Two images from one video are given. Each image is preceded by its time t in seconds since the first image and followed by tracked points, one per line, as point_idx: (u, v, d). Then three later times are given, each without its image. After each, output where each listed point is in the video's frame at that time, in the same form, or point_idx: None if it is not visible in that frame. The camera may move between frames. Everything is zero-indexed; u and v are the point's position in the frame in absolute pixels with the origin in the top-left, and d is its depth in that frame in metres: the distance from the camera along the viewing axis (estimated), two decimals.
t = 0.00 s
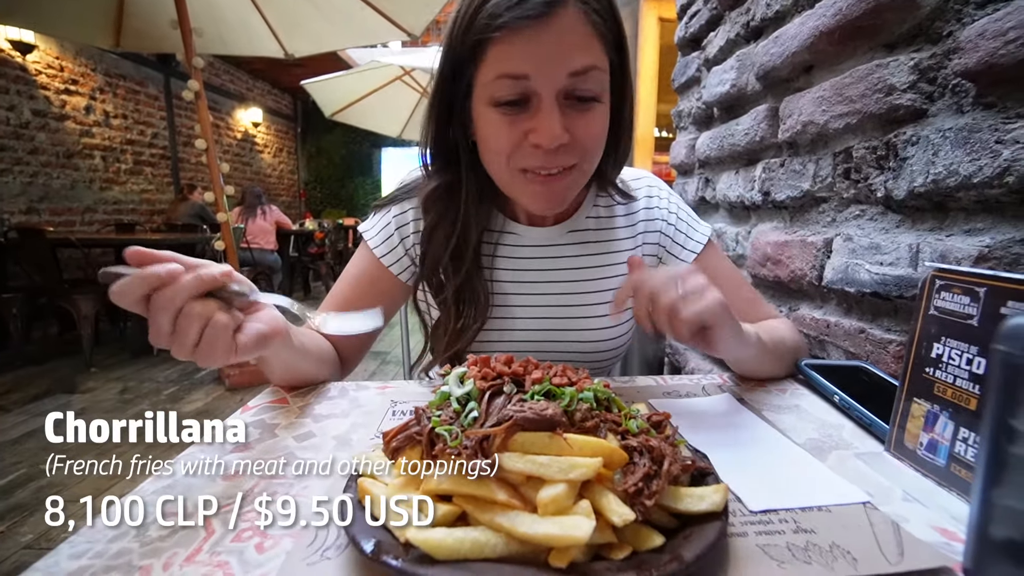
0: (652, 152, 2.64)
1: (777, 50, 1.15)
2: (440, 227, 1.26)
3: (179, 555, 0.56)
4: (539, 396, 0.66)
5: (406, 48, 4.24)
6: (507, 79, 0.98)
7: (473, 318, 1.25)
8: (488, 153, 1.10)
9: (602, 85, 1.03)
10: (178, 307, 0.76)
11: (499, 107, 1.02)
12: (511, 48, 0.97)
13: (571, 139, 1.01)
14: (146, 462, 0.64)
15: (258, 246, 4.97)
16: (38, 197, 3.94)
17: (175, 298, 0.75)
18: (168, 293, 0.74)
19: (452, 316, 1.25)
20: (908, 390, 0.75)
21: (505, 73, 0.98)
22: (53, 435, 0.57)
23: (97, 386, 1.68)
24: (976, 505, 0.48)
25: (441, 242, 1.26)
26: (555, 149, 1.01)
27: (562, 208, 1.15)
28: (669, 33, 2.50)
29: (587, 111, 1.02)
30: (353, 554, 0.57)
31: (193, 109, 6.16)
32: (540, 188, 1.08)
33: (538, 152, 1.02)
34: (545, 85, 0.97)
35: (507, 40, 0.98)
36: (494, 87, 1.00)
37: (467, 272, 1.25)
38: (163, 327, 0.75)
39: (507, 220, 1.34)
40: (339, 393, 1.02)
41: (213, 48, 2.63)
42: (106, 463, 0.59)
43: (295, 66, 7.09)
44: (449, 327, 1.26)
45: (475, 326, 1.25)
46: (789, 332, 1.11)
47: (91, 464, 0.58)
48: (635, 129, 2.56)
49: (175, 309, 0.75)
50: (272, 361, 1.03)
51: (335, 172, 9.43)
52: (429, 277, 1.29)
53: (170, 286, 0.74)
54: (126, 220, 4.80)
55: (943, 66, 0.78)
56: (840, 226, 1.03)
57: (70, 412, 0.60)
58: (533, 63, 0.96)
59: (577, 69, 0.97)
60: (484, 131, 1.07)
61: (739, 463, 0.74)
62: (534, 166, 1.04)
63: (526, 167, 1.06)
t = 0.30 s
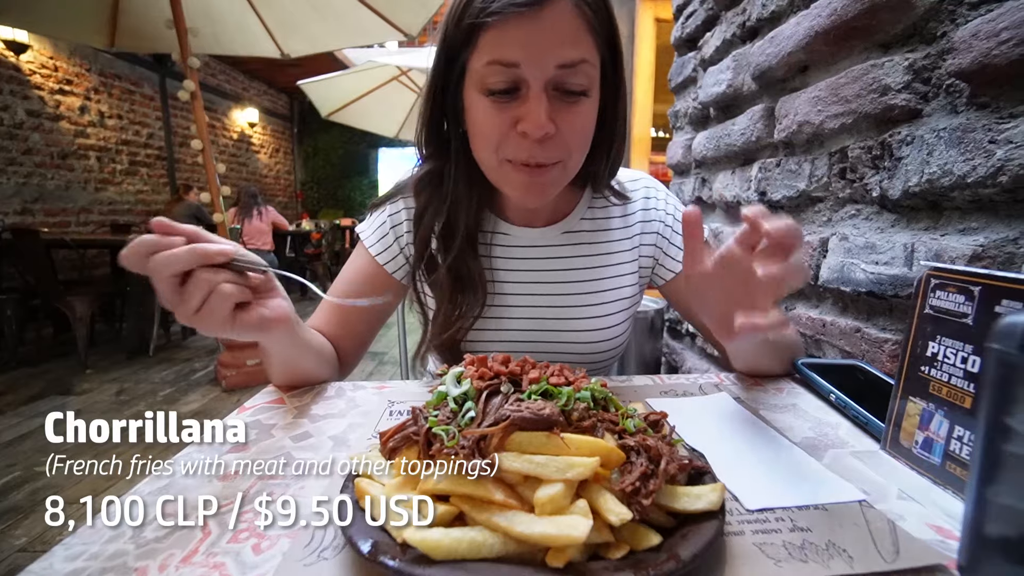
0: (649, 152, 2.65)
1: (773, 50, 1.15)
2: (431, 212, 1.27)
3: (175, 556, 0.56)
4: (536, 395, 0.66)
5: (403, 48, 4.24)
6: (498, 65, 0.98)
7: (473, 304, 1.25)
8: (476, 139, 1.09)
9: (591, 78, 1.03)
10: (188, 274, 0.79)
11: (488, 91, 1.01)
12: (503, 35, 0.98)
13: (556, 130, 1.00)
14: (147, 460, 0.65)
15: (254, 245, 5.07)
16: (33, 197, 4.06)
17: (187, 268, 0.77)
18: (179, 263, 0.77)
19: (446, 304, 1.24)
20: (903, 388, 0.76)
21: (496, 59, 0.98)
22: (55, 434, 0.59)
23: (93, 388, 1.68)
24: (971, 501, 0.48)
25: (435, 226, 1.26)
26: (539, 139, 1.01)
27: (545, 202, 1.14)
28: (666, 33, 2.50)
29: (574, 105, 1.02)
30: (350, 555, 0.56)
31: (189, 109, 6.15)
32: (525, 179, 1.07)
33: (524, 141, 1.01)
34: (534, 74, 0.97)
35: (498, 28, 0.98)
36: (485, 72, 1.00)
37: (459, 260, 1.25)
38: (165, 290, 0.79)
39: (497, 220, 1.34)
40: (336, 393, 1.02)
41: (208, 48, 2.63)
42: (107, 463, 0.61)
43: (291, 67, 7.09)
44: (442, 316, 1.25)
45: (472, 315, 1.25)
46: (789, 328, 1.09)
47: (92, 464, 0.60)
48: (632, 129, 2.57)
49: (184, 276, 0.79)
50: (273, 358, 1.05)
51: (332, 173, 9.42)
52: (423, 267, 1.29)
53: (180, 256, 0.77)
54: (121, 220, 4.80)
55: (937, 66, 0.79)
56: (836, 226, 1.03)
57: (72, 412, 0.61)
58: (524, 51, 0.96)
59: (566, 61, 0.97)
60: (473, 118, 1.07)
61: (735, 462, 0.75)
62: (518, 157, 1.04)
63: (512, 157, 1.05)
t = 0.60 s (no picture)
0: (645, 153, 2.65)
1: (769, 52, 1.16)
2: (428, 207, 1.29)
3: (170, 557, 0.56)
4: (531, 395, 0.66)
5: (400, 48, 4.23)
6: (496, 58, 0.99)
7: (465, 298, 1.25)
8: (474, 133, 1.09)
9: (587, 74, 1.03)
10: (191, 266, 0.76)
11: (486, 85, 1.01)
12: (503, 29, 0.98)
13: (553, 123, 1.00)
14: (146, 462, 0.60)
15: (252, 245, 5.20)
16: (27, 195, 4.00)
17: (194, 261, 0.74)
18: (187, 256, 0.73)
19: (443, 299, 1.25)
20: (897, 388, 0.76)
21: (494, 52, 0.99)
22: (53, 434, 0.54)
23: (88, 387, 1.67)
24: (964, 502, 0.49)
25: (431, 220, 1.28)
26: (537, 131, 1.00)
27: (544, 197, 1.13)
28: (663, 34, 2.50)
29: (571, 99, 1.02)
30: (345, 555, 0.56)
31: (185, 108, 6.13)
32: (523, 173, 1.06)
33: (521, 133, 1.01)
34: (532, 68, 0.98)
35: (498, 21, 0.99)
36: (482, 66, 1.01)
37: (455, 254, 1.26)
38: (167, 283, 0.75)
39: (494, 217, 1.34)
40: (332, 393, 1.02)
41: (204, 47, 2.63)
42: (105, 463, 0.56)
43: (288, 66, 7.07)
44: (438, 312, 1.25)
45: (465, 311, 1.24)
46: (783, 332, 1.11)
47: (92, 464, 0.55)
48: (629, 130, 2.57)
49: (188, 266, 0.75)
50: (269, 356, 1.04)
51: (329, 172, 9.40)
52: (420, 261, 1.30)
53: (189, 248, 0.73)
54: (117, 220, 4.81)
55: (931, 69, 0.79)
56: (831, 227, 1.03)
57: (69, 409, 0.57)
58: (521, 44, 0.97)
59: (563, 56, 0.98)
60: (472, 112, 1.07)
61: (730, 462, 0.75)
62: (516, 149, 1.03)
63: (513, 152, 1.04)
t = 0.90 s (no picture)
0: (645, 152, 2.65)
1: (768, 50, 1.15)
2: (441, 200, 1.29)
3: (172, 556, 0.56)
4: (534, 394, 0.66)
5: (399, 49, 4.23)
6: (508, 46, 0.99)
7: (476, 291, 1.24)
8: (486, 123, 1.08)
9: (596, 61, 1.04)
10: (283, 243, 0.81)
11: (498, 75, 1.01)
12: (516, 18, 1.00)
13: (566, 110, 0.99)
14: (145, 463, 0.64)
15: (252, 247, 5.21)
16: (28, 198, 4.10)
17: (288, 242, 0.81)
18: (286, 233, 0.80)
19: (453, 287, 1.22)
20: (900, 386, 0.76)
21: (507, 40, 0.99)
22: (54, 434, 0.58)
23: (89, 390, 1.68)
24: (969, 500, 0.49)
25: (443, 211, 1.28)
26: (550, 119, 0.99)
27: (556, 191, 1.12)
28: (662, 33, 2.50)
29: (581, 87, 1.02)
30: (348, 555, 0.56)
31: (185, 110, 6.15)
32: (537, 163, 1.05)
33: (535, 121, 1.00)
34: (543, 55, 0.99)
35: (507, 13, 1.01)
36: (495, 55, 1.01)
37: (466, 246, 1.25)
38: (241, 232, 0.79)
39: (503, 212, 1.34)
40: (333, 393, 1.02)
41: (204, 49, 2.67)
42: (105, 463, 0.62)
43: (287, 67, 7.08)
44: (449, 301, 1.22)
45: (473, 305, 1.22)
46: (783, 329, 1.11)
47: (90, 464, 0.62)
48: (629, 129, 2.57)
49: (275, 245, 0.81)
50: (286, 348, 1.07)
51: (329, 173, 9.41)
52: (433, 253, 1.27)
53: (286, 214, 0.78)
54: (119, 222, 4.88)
55: (931, 65, 0.79)
56: (832, 225, 1.03)
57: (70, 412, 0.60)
58: (533, 31, 0.98)
59: (571, 42, 0.99)
60: (483, 104, 1.06)
61: (734, 460, 0.75)
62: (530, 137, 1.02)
63: (525, 142, 1.03)
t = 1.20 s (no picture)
0: (649, 154, 2.65)
1: (772, 52, 1.15)
2: (458, 193, 1.30)
3: (178, 556, 0.56)
4: (538, 396, 0.66)
5: (403, 51, 4.25)
6: (521, 45, 0.99)
7: (493, 287, 1.25)
8: (498, 120, 1.09)
9: (608, 59, 1.03)
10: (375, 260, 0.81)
11: (512, 72, 1.02)
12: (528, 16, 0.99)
13: (576, 105, 1.00)
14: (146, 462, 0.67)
15: (256, 249, 5.24)
16: (37, 201, 4.14)
17: (384, 264, 0.81)
18: (381, 252, 0.80)
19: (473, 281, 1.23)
20: (906, 390, 0.76)
21: (518, 38, 0.99)
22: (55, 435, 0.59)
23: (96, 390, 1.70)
24: (975, 505, 0.49)
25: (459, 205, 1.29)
26: (561, 114, 1.00)
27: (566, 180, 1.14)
28: (666, 35, 2.50)
29: (592, 83, 1.03)
30: (353, 556, 0.56)
31: (191, 112, 6.19)
32: (546, 155, 1.06)
33: (546, 116, 1.01)
34: (553, 52, 0.98)
35: (519, 11, 1.00)
36: (508, 54, 1.01)
37: (484, 237, 1.26)
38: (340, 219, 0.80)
39: (520, 204, 1.34)
40: (339, 394, 1.02)
41: (210, 53, 2.70)
42: (107, 463, 0.63)
43: (291, 70, 7.11)
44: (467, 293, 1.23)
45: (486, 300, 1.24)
46: (789, 333, 1.10)
47: (92, 465, 0.62)
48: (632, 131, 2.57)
49: (368, 259, 0.81)
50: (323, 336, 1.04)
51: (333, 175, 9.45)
52: (450, 245, 1.29)
53: (390, 226, 0.75)
54: (125, 224, 4.90)
55: (937, 68, 0.79)
56: (837, 227, 1.03)
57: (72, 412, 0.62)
58: (545, 30, 0.97)
59: (582, 41, 0.98)
60: (496, 100, 1.07)
61: (739, 463, 0.75)
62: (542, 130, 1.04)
63: (535, 133, 1.05)
